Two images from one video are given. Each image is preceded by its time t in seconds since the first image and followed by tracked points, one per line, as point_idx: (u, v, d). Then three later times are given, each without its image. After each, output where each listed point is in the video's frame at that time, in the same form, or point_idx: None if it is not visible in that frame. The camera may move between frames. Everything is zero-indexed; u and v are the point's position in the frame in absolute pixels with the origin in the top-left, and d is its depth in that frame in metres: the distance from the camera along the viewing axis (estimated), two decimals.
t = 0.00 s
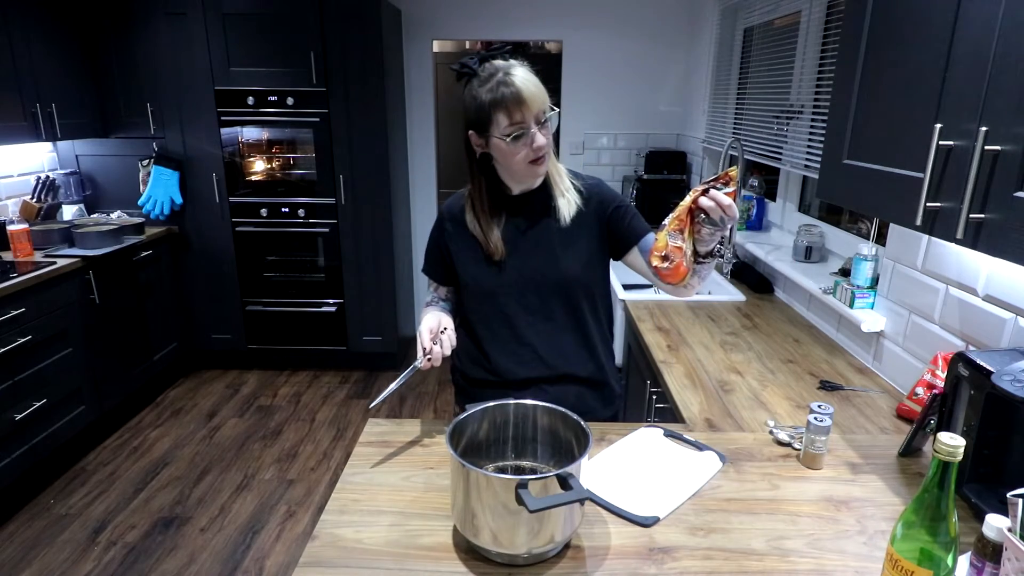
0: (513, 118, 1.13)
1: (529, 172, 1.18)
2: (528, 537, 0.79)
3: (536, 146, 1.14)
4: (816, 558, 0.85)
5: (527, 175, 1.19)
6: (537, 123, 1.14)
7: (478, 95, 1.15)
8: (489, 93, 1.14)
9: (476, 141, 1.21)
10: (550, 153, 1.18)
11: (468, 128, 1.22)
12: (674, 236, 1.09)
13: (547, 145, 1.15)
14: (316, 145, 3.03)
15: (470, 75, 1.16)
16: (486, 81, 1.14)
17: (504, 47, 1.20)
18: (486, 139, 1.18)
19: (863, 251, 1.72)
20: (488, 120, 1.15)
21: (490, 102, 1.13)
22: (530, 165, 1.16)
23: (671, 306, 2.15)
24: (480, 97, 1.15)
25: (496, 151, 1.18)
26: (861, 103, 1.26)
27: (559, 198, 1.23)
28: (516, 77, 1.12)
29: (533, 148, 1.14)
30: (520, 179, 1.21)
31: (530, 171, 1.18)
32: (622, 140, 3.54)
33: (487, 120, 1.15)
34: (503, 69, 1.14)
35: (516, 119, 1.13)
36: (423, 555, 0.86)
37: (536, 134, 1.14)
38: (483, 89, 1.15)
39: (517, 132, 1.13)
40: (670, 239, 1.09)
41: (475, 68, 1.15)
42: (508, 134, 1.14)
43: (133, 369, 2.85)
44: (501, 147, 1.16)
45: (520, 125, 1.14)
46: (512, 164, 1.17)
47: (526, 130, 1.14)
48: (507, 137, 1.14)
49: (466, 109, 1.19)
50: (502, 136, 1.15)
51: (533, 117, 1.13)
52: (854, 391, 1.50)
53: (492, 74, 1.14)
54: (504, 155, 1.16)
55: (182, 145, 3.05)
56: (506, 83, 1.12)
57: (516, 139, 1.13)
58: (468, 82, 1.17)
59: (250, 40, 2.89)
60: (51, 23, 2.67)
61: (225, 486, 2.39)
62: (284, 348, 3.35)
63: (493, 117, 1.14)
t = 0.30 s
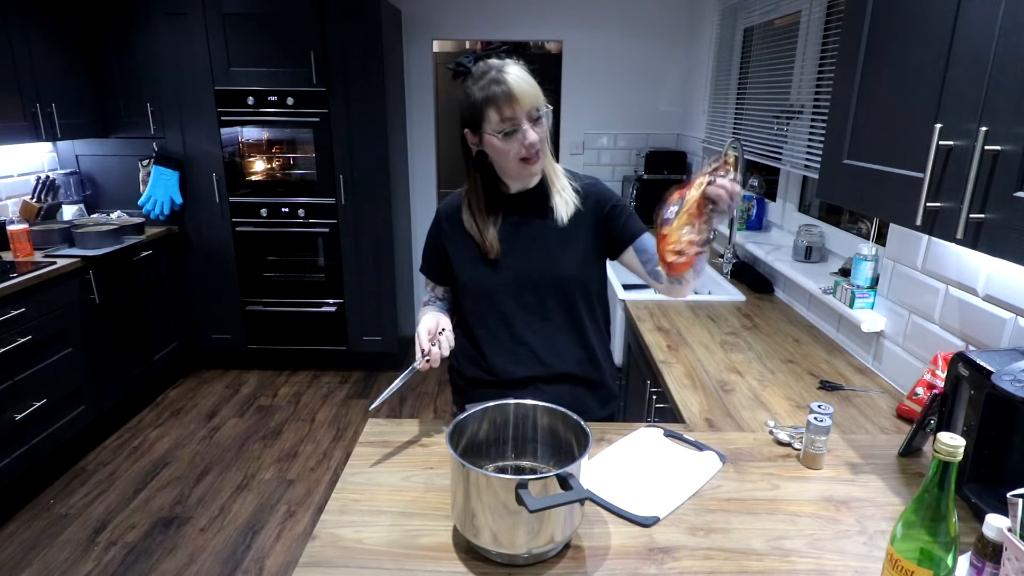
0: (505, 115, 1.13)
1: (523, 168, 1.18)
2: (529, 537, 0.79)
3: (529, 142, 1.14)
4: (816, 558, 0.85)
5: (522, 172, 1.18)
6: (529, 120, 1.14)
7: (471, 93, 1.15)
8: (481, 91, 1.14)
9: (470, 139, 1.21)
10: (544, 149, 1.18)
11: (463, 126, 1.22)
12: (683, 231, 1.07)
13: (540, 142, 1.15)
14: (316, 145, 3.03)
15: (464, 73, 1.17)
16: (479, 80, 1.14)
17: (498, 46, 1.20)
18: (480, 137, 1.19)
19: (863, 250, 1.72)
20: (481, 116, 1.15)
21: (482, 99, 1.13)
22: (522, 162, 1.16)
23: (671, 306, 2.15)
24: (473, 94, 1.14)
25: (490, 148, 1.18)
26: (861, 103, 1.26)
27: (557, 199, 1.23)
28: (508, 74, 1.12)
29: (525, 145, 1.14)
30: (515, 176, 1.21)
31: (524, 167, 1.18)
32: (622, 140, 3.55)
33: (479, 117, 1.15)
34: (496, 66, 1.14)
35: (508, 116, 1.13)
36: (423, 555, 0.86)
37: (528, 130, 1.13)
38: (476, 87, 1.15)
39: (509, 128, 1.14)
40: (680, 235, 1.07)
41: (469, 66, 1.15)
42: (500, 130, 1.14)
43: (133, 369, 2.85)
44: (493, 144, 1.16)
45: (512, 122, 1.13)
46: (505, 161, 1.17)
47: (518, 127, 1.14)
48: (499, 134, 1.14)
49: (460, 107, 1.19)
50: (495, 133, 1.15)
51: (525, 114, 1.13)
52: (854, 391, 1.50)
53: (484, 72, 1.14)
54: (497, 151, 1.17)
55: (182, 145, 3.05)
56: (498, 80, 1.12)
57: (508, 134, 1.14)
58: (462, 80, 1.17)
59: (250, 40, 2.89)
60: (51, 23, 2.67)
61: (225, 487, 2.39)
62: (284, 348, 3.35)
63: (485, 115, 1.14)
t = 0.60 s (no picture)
0: (487, 101, 1.14)
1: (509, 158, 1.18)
2: (529, 537, 0.79)
3: (510, 129, 1.14)
4: (816, 558, 0.85)
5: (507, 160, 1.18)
6: (511, 107, 1.14)
7: (463, 85, 1.19)
8: (470, 81, 1.16)
9: (466, 131, 1.24)
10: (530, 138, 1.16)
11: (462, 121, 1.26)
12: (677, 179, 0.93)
13: (522, 129, 1.14)
14: (316, 145, 3.03)
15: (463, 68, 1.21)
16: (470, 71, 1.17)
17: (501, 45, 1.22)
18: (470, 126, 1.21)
19: (863, 250, 1.72)
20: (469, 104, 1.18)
21: (469, 88, 1.16)
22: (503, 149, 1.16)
23: (671, 306, 2.15)
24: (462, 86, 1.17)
25: (479, 137, 1.19)
26: (862, 102, 1.25)
27: (553, 203, 1.23)
28: (494, 64, 1.14)
29: (505, 130, 1.14)
30: (504, 167, 1.21)
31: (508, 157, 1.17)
32: (622, 140, 3.55)
33: (468, 106, 1.18)
34: (486, 58, 1.16)
35: (490, 102, 1.14)
36: (423, 555, 0.86)
37: (510, 117, 1.14)
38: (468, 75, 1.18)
39: (489, 112, 1.15)
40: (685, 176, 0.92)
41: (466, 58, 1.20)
42: (483, 115, 1.16)
43: (133, 369, 2.85)
44: (480, 133, 1.18)
45: (495, 109, 1.15)
46: (489, 148, 1.18)
47: (500, 113, 1.15)
48: (484, 121, 1.16)
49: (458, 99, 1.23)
50: (479, 120, 1.17)
51: (507, 100, 1.14)
52: (853, 391, 1.50)
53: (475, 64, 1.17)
54: (483, 140, 1.18)
55: (182, 145, 3.05)
56: (484, 69, 1.15)
57: (489, 119, 1.15)
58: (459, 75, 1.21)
59: (250, 40, 2.89)
60: (51, 23, 2.67)
61: (225, 486, 2.39)
62: (284, 348, 3.35)
63: (472, 103, 1.17)
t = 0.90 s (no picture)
0: (478, 101, 1.15)
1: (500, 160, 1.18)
2: (529, 537, 0.79)
3: (500, 130, 1.14)
4: (816, 558, 0.85)
5: (498, 161, 1.18)
6: (502, 108, 1.14)
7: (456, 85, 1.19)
8: (462, 81, 1.17)
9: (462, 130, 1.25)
10: (521, 139, 1.16)
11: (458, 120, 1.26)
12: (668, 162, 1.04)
13: (512, 130, 1.14)
14: (316, 145, 3.03)
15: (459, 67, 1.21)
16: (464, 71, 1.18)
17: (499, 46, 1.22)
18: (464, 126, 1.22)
19: (863, 250, 1.72)
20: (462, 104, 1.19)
21: (461, 89, 1.16)
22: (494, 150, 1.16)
23: (671, 306, 2.15)
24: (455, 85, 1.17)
25: (471, 137, 1.20)
26: (861, 102, 1.26)
27: (550, 205, 1.22)
28: (486, 64, 1.14)
29: (495, 131, 1.15)
30: (496, 168, 1.21)
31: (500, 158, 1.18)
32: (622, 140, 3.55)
33: (460, 106, 1.19)
34: (480, 58, 1.16)
35: (481, 103, 1.14)
36: (423, 555, 0.86)
37: (500, 118, 1.14)
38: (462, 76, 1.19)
39: (480, 113, 1.15)
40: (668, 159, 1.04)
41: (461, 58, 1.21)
42: (474, 116, 1.16)
43: (133, 369, 2.85)
44: (471, 133, 1.18)
45: (486, 110, 1.15)
46: (481, 149, 1.19)
47: (490, 114, 1.15)
48: (474, 122, 1.16)
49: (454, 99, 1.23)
50: (471, 121, 1.17)
51: (498, 102, 1.14)
52: (853, 391, 1.50)
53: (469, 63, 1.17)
54: (474, 140, 1.19)
55: (182, 145, 3.05)
56: (476, 70, 1.15)
57: (479, 120, 1.15)
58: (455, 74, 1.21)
59: (250, 40, 2.89)
60: (51, 23, 2.67)
61: (225, 486, 2.39)
62: (284, 348, 3.35)
63: (464, 103, 1.17)
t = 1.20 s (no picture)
0: (491, 107, 1.14)
1: (510, 164, 1.18)
2: (529, 537, 0.79)
3: (512, 138, 1.14)
4: (816, 558, 0.85)
5: (508, 166, 1.19)
6: (514, 116, 1.14)
7: (467, 85, 1.17)
8: (474, 84, 1.15)
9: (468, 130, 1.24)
10: (530, 145, 1.17)
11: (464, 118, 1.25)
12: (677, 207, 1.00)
13: (522, 138, 1.14)
14: (316, 145, 3.03)
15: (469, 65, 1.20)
16: (476, 72, 1.16)
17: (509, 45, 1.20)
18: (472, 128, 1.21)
19: (863, 250, 1.72)
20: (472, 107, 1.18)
21: (474, 92, 1.15)
22: (505, 157, 1.17)
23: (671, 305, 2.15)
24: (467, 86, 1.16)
25: (480, 140, 1.19)
26: (861, 102, 1.26)
27: (554, 206, 1.23)
28: (499, 70, 1.13)
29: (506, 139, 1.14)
30: (505, 172, 1.22)
31: (510, 164, 1.18)
32: (622, 140, 3.54)
33: (471, 108, 1.18)
34: (493, 61, 1.15)
35: (494, 109, 1.14)
36: (423, 555, 0.86)
37: (512, 126, 1.14)
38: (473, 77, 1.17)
39: (492, 120, 1.14)
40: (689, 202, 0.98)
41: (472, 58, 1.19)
42: (485, 121, 1.16)
43: (133, 369, 2.85)
44: (481, 137, 1.18)
45: (498, 116, 1.14)
46: (490, 154, 1.18)
47: (502, 121, 1.14)
48: (486, 127, 1.16)
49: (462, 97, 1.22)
50: (481, 126, 1.16)
51: (510, 110, 1.13)
52: (854, 391, 1.50)
53: (482, 64, 1.15)
54: (484, 144, 1.18)
55: (183, 145, 3.05)
56: (489, 74, 1.13)
57: (491, 126, 1.15)
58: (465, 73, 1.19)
59: (250, 40, 2.89)
60: (51, 23, 2.67)
61: (225, 486, 2.39)
62: (284, 348, 3.36)
63: (475, 107, 1.16)
